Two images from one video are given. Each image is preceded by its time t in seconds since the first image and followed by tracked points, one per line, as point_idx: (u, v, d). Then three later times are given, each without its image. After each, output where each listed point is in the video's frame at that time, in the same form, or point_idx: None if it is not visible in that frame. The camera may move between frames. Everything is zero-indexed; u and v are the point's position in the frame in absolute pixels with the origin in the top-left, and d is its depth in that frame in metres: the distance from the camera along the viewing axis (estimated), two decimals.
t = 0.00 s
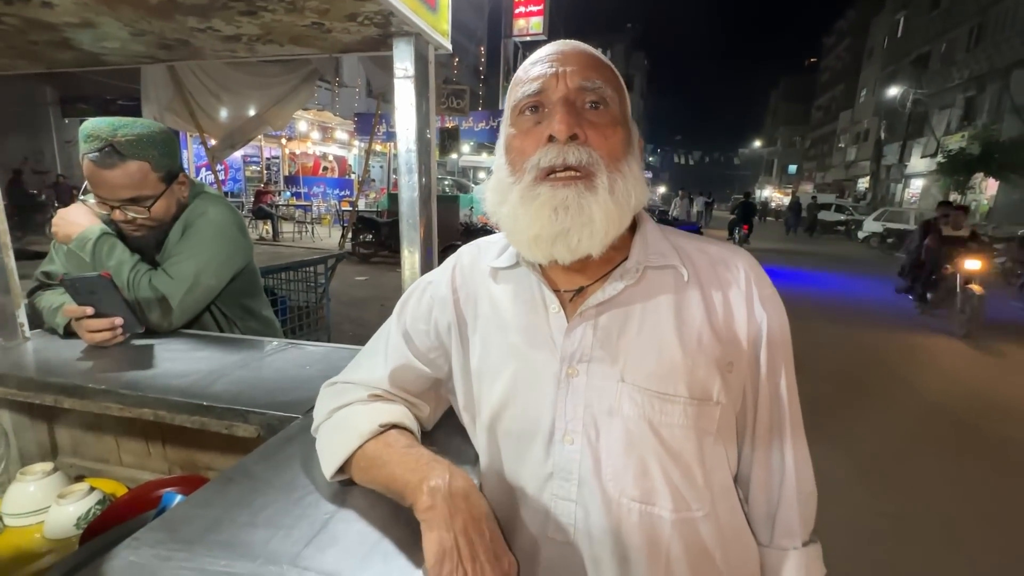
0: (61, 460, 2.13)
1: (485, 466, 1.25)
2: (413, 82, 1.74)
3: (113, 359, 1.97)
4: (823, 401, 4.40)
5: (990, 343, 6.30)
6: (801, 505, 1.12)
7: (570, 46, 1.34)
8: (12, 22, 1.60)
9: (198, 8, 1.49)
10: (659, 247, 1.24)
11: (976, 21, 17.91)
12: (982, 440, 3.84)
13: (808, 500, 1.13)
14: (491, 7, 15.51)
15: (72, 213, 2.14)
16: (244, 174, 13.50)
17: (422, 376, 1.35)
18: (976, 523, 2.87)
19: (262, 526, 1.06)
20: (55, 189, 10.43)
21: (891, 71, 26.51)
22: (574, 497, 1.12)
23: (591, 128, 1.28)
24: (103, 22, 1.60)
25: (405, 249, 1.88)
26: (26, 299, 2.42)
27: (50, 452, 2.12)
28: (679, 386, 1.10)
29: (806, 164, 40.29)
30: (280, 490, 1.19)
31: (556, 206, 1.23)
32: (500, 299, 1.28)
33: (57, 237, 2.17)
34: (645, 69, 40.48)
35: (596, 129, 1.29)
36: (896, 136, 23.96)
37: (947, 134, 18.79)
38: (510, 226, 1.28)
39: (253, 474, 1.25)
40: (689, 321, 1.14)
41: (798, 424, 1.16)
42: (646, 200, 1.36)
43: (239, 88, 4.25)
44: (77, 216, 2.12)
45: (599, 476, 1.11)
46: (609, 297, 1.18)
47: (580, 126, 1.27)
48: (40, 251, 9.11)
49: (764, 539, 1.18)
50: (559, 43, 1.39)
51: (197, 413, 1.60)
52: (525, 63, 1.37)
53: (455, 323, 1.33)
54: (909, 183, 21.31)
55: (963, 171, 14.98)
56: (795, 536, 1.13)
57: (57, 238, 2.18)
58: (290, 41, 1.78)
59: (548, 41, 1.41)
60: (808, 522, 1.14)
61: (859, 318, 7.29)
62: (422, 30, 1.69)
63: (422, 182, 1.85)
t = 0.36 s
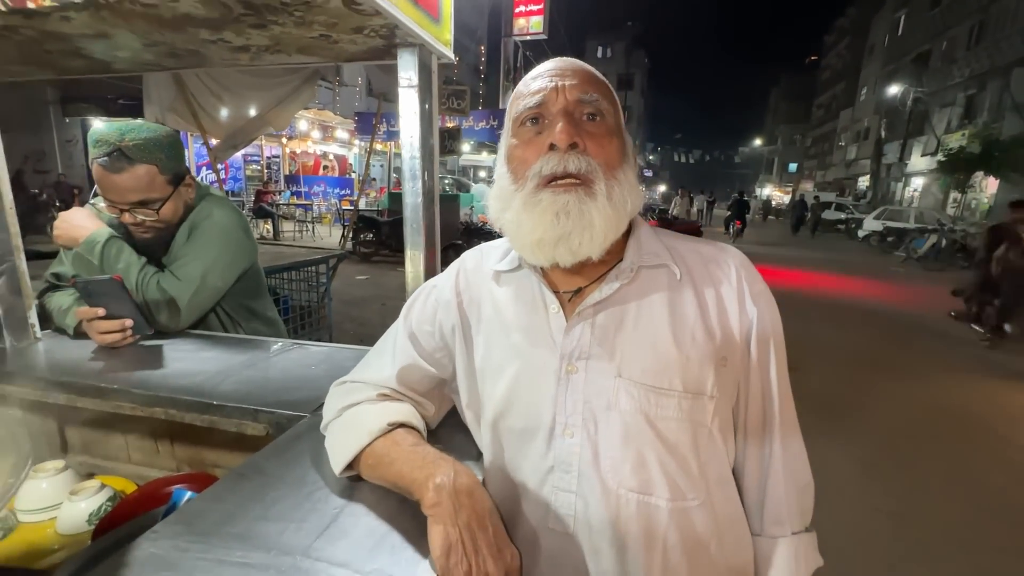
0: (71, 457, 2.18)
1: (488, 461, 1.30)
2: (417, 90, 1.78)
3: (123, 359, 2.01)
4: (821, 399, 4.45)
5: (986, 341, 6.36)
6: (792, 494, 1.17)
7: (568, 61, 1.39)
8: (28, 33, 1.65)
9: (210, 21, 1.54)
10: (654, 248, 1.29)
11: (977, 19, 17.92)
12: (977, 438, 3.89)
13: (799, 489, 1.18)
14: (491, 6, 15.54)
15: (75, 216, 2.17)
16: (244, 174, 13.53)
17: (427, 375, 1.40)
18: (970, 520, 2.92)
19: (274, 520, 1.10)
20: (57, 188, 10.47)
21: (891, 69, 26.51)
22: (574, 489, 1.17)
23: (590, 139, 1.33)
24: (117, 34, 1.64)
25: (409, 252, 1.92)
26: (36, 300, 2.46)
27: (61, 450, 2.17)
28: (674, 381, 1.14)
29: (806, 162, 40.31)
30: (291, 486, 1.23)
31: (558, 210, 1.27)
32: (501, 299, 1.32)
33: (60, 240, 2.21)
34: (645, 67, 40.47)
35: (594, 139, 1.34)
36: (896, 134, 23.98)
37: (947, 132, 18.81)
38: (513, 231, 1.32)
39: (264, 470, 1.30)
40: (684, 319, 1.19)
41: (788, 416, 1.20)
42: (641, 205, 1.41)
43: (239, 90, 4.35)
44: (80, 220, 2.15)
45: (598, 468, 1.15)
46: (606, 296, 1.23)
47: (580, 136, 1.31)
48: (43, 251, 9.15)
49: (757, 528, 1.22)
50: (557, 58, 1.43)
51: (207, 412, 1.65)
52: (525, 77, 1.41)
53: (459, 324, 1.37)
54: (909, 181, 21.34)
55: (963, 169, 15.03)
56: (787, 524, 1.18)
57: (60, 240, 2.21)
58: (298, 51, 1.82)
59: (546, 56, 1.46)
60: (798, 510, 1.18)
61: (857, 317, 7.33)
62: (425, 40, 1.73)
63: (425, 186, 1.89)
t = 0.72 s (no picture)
0: (72, 457, 2.19)
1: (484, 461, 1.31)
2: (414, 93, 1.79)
3: (122, 359, 2.02)
4: (818, 398, 4.46)
5: (985, 341, 6.37)
6: (785, 496, 1.18)
7: (535, 68, 1.39)
8: (28, 38, 1.66)
9: (208, 26, 1.55)
10: (651, 252, 1.29)
11: (977, 18, 17.91)
12: (975, 438, 3.91)
13: (793, 491, 1.19)
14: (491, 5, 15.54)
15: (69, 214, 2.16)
16: (244, 173, 13.54)
17: (420, 376, 1.41)
18: (967, 520, 2.93)
19: (271, 520, 1.11)
20: (57, 187, 10.48)
21: (892, 68, 26.49)
22: (570, 491, 1.18)
23: (576, 141, 1.34)
24: (116, 39, 1.65)
25: (406, 253, 1.93)
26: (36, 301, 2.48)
27: (62, 449, 2.18)
28: (670, 384, 1.15)
29: (806, 161, 40.30)
30: (288, 486, 1.24)
31: (562, 221, 1.25)
32: (497, 301, 1.33)
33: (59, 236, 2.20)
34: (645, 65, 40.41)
35: (580, 141, 1.35)
36: (897, 133, 23.96)
37: (947, 131, 18.81)
38: (516, 247, 1.29)
39: (262, 471, 1.31)
40: (680, 323, 1.19)
41: (782, 418, 1.21)
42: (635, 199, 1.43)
43: (240, 90, 4.37)
44: (73, 217, 2.12)
45: (594, 471, 1.16)
46: (602, 300, 1.23)
47: (566, 141, 1.32)
48: (43, 250, 9.17)
49: (749, 529, 1.23)
50: (521, 67, 1.44)
51: (206, 413, 1.66)
52: (495, 92, 1.41)
53: (453, 325, 1.38)
54: (909, 180, 21.33)
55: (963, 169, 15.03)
56: (780, 526, 1.19)
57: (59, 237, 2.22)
58: (296, 54, 1.83)
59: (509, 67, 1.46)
60: (791, 512, 1.19)
61: (856, 316, 7.35)
62: (422, 44, 1.73)
63: (422, 189, 1.90)
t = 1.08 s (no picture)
0: (74, 452, 2.20)
1: (481, 455, 1.32)
2: (413, 87, 1.79)
3: (124, 354, 2.03)
4: (820, 395, 4.45)
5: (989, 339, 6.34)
6: (785, 489, 1.18)
7: (528, 64, 1.37)
8: (27, 32, 1.66)
9: (206, 19, 1.55)
10: (645, 245, 1.29)
11: (984, 13, 17.75)
12: (978, 435, 3.90)
13: (793, 483, 1.18)
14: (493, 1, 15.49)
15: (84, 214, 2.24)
16: (247, 169, 13.56)
17: (416, 370, 1.41)
18: (968, 517, 2.93)
19: (269, 513, 1.12)
20: (60, 185, 10.50)
21: (897, 63, 26.31)
22: (565, 485, 1.18)
23: (567, 142, 1.33)
24: (115, 32, 1.65)
25: (406, 248, 1.94)
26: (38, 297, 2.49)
27: (65, 444, 2.20)
28: (663, 378, 1.15)
29: (811, 157, 40.11)
30: (287, 479, 1.25)
31: (553, 224, 1.24)
32: (491, 295, 1.32)
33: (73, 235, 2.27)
34: (649, 61, 40.25)
35: (572, 142, 1.34)
36: (902, 129, 23.80)
37: (952, 127, 18.68)
38: (507, 251, 1.29)
39: (260, 464, 1.31)
40: (675, 316, 1.19)
41: (784, 410, 1.20)
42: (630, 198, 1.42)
43: (242, 87, 4.40)
44: (86, 215, 2.22)
45: (588, 465, 1.16)
46: (595, 294, 1.23)
47: (557, 143, 1.31)
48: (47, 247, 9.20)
49: (751, 519, 1.23)
50: (513, 63, 1.42)
51: (206, 407, 1.66)
52: (485, 92, 1.39)
53: (448, 319, 1.38)
54: (914, 177, 21.21)
55: (968, 165, 14.93)
56: (780, 519, 1.19)
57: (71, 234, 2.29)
58: (295, 49, 1.83)
59: (503, 64, 1.44)
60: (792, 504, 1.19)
61: (859, 313, 7.31)
62: (421, 37, 1.73)
63: (422, 183, 1.89)
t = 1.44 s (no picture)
0: (87, 444, 2.22)
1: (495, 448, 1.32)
2: (424, 79, 1.78)
3: (135, 348, 2.04)
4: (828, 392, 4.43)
5: (1000, 336, 6.27)
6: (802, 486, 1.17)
7: (560, 52, 1.35)
8: (39, 25, 1.67)
9: (217, 11, 1.55)
10: (664, 238, 1.28)
11: (997, 6, 17.51)
12: (988, 433, 3.87)
13: (808, 480, 1.18)
14: None
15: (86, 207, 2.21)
16: (253, 165, 13.60)
17: (429, 363, 1.41)
18: (977, 516, 2.91)
19: (283, 504, 1.12)
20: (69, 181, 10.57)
21: (907, 57, 26.03)
22: (580, 479, 1.18)
23: (592, 138, 1.32)
24: (126, 25, 1.65)
25: (416, 242, 1.94)
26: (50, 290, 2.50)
27: (77, 437, 2.22)
28: (683, 372, 1.14)
29: (818, 153, 39.79)
30: (299, 471, 1.25)
31: (570, 219, 1.24)
32: (507, 288, 1.32)
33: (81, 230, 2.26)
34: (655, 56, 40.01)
35: (596, 137, 1.32)
36: (912, 125, 23.55)
37: (963, 122, 18.46)
38: (523, 242, 1.29)
39: (272, 456, 1.32)
40: (695, 312, 1.18)
41: (801, 407, 1.20)
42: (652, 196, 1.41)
43: (247, 81, 4.37)
44: (88, 208, 2.19)
45: (604, 459, 1.16)
46: (613, 287, 1.22)
47: (581, 137, 1.30)
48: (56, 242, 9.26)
49: (764, 515, 1.24)
50: (544, 48, 1.40)
51: (218, 400, 1.67)
52: (514, 78, 1.38)
53: (461, 311, 1.38)
54: (923, 172, 21.01)
55: (979, 161, 14.76)
56: (794, 516, 1.19)
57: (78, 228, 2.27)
58: (305, 41, 1.83)
59: (532, 49, 1.43)
60: (806, 502, 1.19)
61: (868, 310, 7.26)
62: (432, 28, 1.72)
63: (433, 176, 1.89)
